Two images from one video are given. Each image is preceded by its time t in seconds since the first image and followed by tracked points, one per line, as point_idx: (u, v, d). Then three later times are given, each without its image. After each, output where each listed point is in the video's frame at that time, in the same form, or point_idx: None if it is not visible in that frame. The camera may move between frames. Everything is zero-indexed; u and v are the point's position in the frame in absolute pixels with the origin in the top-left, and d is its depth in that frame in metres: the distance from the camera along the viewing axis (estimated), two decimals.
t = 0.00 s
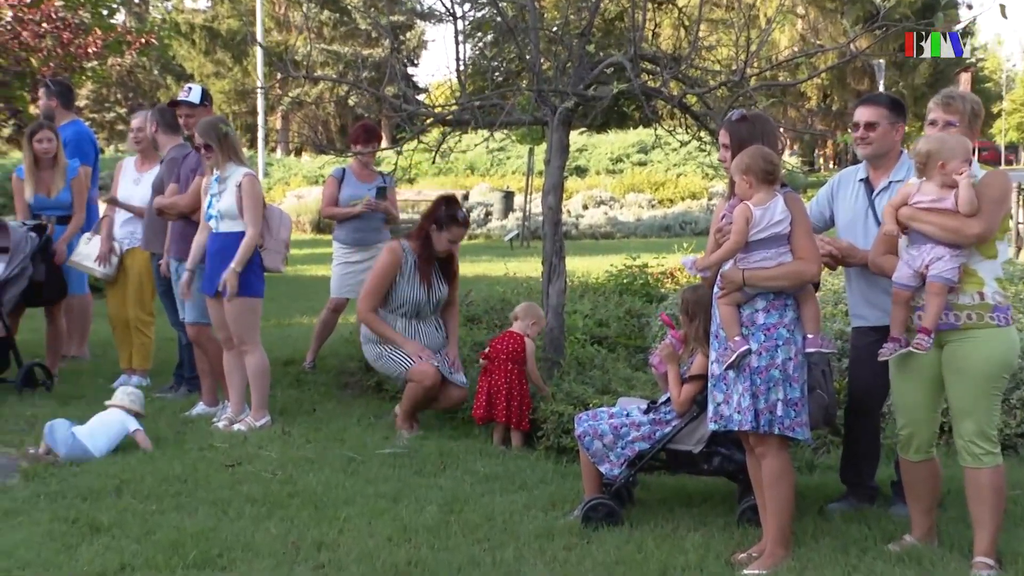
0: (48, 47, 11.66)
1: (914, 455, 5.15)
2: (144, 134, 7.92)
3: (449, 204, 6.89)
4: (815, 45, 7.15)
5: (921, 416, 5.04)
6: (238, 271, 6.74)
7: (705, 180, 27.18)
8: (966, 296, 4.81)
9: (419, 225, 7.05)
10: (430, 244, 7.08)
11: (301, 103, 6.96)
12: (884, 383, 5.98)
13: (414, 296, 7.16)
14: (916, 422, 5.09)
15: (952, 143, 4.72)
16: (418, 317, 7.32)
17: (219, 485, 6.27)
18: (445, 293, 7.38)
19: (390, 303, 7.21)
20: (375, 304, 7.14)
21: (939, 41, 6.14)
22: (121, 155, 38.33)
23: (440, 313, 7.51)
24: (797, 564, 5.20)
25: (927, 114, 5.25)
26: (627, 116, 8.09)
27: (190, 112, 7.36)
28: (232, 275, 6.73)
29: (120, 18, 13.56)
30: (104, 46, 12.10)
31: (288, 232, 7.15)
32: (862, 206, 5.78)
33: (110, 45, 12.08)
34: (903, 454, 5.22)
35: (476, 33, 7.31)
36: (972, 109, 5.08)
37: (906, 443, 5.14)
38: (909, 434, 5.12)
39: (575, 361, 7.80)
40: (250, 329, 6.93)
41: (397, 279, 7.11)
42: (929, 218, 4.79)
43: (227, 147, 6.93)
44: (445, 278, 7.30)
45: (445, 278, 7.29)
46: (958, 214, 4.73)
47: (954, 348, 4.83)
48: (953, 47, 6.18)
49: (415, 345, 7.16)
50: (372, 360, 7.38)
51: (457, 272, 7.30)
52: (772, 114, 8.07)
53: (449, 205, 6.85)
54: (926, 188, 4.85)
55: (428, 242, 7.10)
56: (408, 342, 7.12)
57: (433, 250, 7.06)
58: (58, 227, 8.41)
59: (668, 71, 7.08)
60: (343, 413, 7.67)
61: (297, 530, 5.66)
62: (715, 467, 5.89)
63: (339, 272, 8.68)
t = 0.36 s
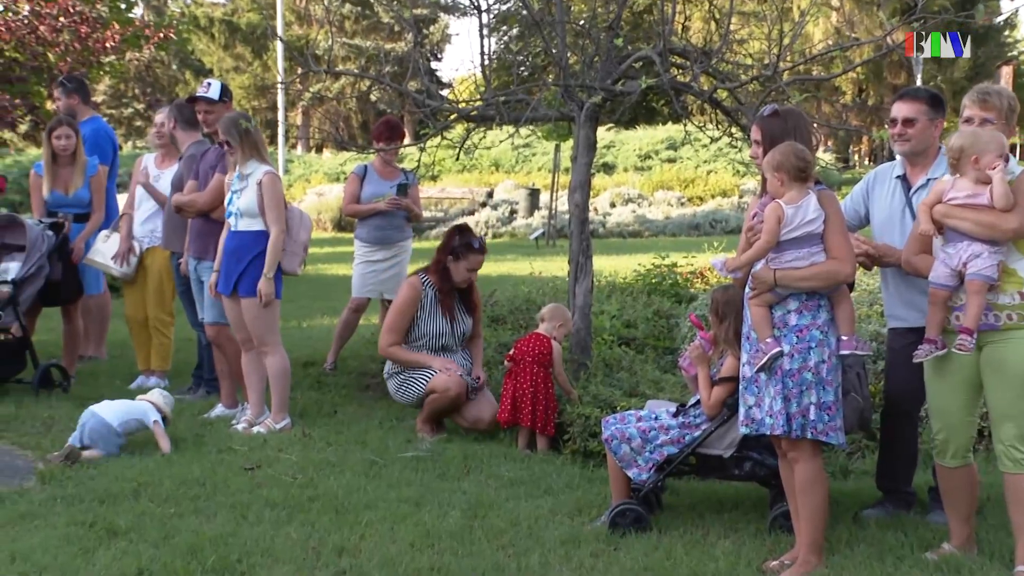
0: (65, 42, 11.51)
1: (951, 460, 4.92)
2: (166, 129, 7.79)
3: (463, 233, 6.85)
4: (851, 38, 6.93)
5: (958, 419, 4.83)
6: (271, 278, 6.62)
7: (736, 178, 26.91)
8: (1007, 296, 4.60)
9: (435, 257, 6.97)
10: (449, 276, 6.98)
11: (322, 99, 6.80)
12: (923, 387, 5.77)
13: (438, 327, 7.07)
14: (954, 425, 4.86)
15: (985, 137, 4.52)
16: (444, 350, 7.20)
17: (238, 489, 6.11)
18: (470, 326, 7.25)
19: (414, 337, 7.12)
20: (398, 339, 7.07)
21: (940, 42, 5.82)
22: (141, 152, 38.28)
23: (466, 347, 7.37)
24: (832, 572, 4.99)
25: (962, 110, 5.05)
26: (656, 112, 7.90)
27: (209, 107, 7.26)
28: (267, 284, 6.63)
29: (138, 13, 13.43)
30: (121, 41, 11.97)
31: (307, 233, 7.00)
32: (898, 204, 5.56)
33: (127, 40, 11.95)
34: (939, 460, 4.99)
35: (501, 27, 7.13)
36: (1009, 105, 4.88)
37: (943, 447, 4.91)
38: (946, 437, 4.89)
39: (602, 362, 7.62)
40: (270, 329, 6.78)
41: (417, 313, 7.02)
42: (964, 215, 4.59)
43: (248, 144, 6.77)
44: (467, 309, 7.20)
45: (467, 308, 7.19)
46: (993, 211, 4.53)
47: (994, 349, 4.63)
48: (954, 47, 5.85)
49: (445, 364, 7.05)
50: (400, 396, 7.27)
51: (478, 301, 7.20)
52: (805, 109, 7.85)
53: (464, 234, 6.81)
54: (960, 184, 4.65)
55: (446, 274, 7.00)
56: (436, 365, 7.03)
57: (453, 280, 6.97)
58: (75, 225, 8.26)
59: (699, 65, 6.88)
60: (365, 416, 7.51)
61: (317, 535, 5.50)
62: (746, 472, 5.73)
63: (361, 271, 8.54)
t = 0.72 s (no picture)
0: (83, 36, 11.42)
1: (991, 466, 4.66)
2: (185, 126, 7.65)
3: (485, 226, 6.73)
4: (888, 30, 6.72)
5: (1000, 423, 4.61)
6: (278, 279, 6.45)
7: (768, 175, 26.63)
8: None
9: (456, 250, 6.86)
10: (470, 270, 6.85)
11: (344, 94, 6.64)
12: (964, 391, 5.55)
13: (462, 322, 6.89)
14: (996, 430, 4.63)
15: None
16: (467, 348, 7.03)
17: (259, 493, 5.93)
18: (493, 323, 7.07)
19: (438, 336, 6.95)
20: (423, 338, 6.90)
21: (941, 40, 5.65)
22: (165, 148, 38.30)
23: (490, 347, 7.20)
24: None
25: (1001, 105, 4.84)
26: (685, 107, 7.70)
27: (235, 104, 6.94)
28: (274, 283, 6.45)
29: (158, 6, 13.31)
30: (142, 35, 11.85)
31: (331, 235, 6.80)
32: (936, 201, 5.34)
33: (147, 35, 11.83)
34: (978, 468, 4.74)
35: (527, 20, 6.96)
36: None
37: (983, 453, 4.66)
38: (986, 442, 4.65)
39: (630, 364, 7.43)
40: (288, 331, 6.64)
41: (440, 309, 6.86)
42: (1007, 213, 4.42)
43: (270, 141, 6.63)
44: (489, 305, 7.02)
45: (490, 303, 7.01)
46: None
47: None
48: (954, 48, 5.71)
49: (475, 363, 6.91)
50: (426, 397, 7.08)
51: (502, 297, 7.02)
52: (840, 104, 7.63)
53: (485, 225, 6.70)
54: (999, 182, 4.49)
55: (467, 268, 6.87)
56: (466, 365, 6.87)
57: (472, 274, 6.84)
58: (92, 225, 8.15)
59: (730, 59, 6.68)
60: (387, 419, 7.36)
61: (339, 541, 5.33)
62: (779, 478, 5.51)
63: (382, 271, 8.39)
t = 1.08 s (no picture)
0: (104, 31, 11.13)
1: None
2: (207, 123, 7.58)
3: (514, 224, 6.56)
4: (927, 22, 6.52)
5: None
6: (301, 278, 6.33)
7: (803, 173, 26.37)
8: None
9: (485, 250, 6.69)
10: (499, 270, 6.69)
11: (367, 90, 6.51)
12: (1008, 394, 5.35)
13: (490, 324, 6.74)
14: None
15: None
16: (495, 350, 6.88)
17: (283, 497, 5.76)
18: (520, 325, 6.91)
19: (464, 337, 6.82)
20: (451, 339, 6.76)
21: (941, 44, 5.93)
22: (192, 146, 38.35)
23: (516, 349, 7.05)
24: None
25: None
26: (717, 103, 7.53)
27: (251, 100, 6.77)
28: (297, 282, 6.33)
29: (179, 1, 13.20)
30: (164, 31, 11.74)
31: (356, 236, 6.63)
32: (975, 199, 5.15)
33: (169, 30, 11.71)
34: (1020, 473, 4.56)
35: (555, 14, 6.82)
36: None
37: None
38: None
39: (661, 365, 7.24)
40: (313, 331, 6.52)
41: (468, 309, 6.72)
42: None
43: (295, 139, 6.52)
44: (517, 306, 6.86)
45: (518, 305, 6.85)
46: None
47: None
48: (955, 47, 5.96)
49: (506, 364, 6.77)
50: (453, 400, 6.93)
51: (530, 298, 6.87)
52: (876, 99, 7.44)
53: (514, 224, 6.53)
54: None
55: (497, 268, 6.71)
56: (495, 366, 6.73)
57: (503, 273, 6.68)
58: (114, 221, 7.99)
59: (763, 54, 6.51)
60: (413, 421, 7.23)
61: (363, 545, 5.19)
62: (814, 483, 5.31)
63: (406, 270, 8.28)
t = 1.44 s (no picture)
0: (133, 27, 11.06)
1: None
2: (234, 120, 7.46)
3: (551, 229, 6.40)
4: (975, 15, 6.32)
5: None
6: (341, 279, 6.23)
7: (845, 171, 26.05)
8: None
9: (522, 254, 6.55)
10: (537, 275, 6.54)
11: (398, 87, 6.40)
12: None
13: (526, 329, 6.60)
14: None
15: None
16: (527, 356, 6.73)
17: (314, 500, 5.61)
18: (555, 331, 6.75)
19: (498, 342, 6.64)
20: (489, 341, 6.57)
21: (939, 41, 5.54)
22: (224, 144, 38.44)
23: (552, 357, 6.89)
24: None
25: None
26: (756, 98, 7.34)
27: (260, 99, 6.54)
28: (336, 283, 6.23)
29: None
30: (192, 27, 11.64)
31: (390, 232, 6.51)
32: None
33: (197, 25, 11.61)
34: None
35: (590, 8, 6.67)
36: None
37: None
38: None
39: (698, 368, 7.08)
40: (345, 332, 6.40)
41: (505, 313, 6.56)
42: None
43: (326, 137, 6.41)
44: (552, 313, 6.70)
45: (553, 311, 6.69)
46: None
47: None
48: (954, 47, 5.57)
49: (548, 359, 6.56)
50: (479, 401, 6.83)
51: (566, 305, 6.71)
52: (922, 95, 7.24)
53: (551, 228, 6.37)
54: None
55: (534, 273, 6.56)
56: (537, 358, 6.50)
57: (540, 278, 6.53)
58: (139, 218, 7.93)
59: (804, 48, 6.33)
60: (444, 424, 7.11)
61: (394, 550, 5.06)
62: (856, 489, 5.14)
63: (438, 270, 8.17)
